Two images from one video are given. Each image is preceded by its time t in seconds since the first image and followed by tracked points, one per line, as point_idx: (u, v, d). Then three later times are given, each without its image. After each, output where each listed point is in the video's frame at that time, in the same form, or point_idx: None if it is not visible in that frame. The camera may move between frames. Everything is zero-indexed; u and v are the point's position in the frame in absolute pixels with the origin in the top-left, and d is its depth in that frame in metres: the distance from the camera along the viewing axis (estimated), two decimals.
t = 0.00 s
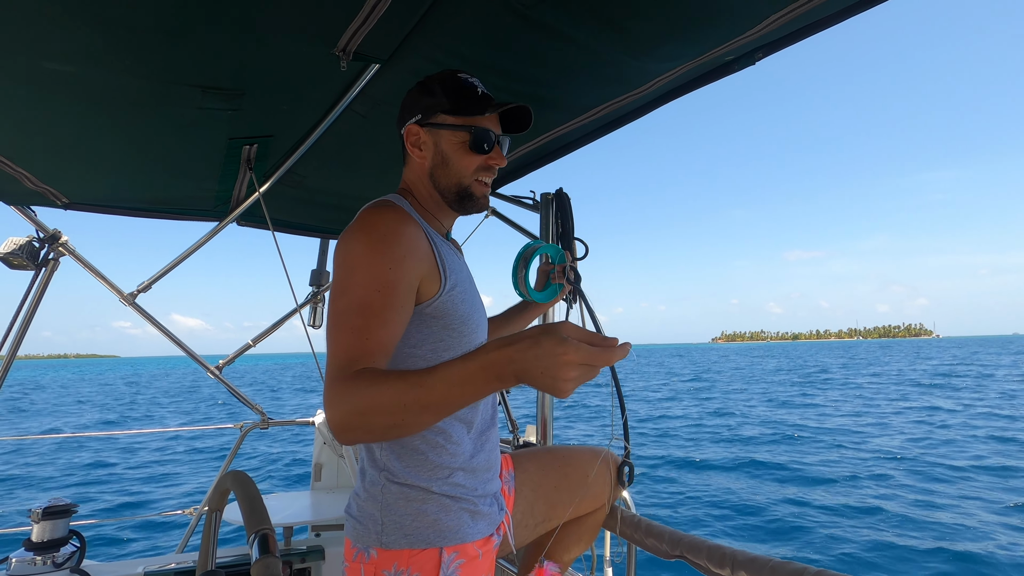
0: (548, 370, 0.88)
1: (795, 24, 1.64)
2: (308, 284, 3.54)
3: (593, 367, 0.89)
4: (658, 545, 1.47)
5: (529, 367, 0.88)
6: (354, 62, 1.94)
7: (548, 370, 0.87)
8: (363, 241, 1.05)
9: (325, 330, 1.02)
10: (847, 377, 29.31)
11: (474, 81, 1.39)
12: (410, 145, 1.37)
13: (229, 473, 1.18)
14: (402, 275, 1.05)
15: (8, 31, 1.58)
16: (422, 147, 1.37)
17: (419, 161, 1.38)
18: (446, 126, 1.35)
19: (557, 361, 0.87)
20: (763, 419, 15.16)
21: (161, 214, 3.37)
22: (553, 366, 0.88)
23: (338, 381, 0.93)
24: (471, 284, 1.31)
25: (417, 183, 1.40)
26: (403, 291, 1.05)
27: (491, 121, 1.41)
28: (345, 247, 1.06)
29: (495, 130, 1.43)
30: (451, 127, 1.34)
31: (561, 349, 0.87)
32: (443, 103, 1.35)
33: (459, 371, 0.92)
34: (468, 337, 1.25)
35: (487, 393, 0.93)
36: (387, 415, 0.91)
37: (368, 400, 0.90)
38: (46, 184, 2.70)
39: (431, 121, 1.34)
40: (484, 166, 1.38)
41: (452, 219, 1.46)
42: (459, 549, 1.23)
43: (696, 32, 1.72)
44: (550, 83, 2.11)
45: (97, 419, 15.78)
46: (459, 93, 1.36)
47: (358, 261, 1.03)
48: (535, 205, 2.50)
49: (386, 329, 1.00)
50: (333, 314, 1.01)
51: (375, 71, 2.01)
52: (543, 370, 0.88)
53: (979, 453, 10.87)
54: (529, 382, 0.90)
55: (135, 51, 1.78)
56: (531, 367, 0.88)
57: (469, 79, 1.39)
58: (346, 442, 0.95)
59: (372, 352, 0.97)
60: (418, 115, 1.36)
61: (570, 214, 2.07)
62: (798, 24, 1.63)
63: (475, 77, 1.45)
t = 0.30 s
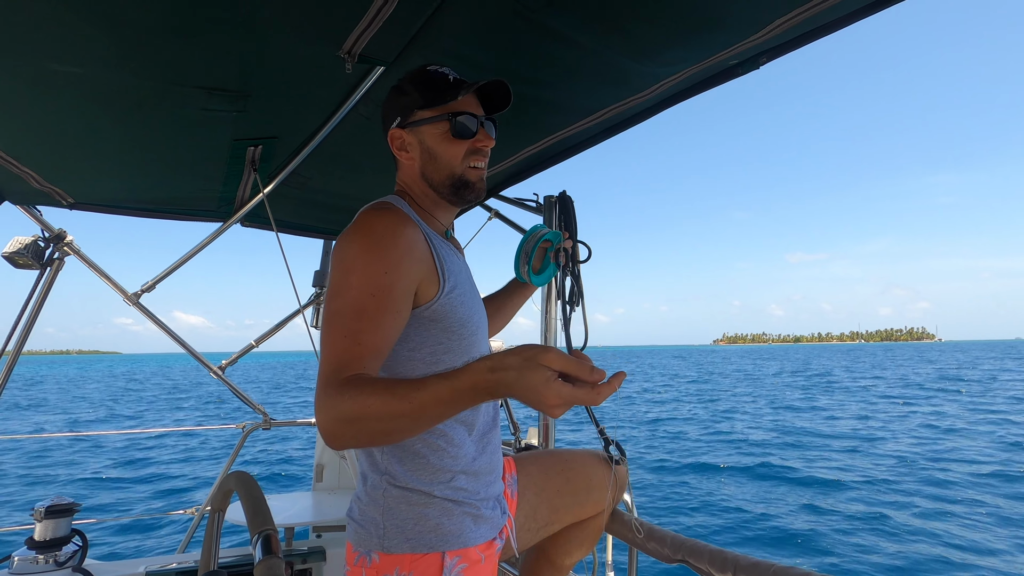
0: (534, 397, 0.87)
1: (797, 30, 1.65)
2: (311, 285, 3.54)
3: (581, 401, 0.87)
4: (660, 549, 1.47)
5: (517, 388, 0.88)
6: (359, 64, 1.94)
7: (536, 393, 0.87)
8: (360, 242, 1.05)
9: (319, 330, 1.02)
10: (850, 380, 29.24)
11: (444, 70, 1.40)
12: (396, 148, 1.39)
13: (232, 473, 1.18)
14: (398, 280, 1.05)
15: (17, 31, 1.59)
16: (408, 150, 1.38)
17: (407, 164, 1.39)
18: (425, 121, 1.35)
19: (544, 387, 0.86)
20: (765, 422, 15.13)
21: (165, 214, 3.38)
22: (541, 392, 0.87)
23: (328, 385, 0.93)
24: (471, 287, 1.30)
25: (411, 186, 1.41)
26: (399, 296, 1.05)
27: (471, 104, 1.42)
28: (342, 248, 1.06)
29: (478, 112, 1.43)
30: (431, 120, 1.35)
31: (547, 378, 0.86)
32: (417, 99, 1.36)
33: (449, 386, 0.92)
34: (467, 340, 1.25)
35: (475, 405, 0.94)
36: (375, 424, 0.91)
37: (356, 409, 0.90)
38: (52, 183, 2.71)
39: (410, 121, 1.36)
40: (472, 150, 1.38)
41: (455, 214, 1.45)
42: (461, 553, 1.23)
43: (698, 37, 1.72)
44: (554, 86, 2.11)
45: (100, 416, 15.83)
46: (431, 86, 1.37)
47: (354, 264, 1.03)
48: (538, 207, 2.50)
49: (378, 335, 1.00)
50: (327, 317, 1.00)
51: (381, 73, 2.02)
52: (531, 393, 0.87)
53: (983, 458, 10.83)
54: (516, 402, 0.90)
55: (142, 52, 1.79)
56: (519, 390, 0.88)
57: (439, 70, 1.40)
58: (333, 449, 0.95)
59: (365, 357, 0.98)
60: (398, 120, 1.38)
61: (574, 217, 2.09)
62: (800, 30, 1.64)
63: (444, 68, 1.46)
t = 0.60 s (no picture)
0: (550, 368, 0.90)
1: (800, 31, 1.64)
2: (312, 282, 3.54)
3: (596, 363, 0.89)
4: (659, 551, 1.47)
5: (531, 361, 0.89)
6: (362, 60, 1.93)
7: (551, 362, 0.89)
8: (357, 242, 1.04)
9: (319, 335, 1.01)
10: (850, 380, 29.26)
11: (431, 62, 1.39)
12: (385, 144, 1.40)
13: (231, 470, 1.19)
14: (398, 277, 1.05)
15: (21, 26, 1.59)
16: (397, 145, 1.38)
17: (397, 158, 1.40)
18: (412, 115, 1.35)
19: (558, 356, 0.88)
20: (765, 422, 15.14)
21: (166, 210, 3.38)
22: (555, 362, 0.89)
23: (338, 387, 0.93)
24: (466, 284, 1.30)
25: (402, 181, 1.42)
26: (399, 294, 1.05)
27: (459, 97, 1.40)
28: (339, 249, 1.05)
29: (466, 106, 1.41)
30: (417, 114, 1.35)
31: (561, 349, 0.88)
32: (403, 94, 1.36)
33: (461, 372, 0.94)
34: (463, 337, 1.25)
35: (489, 386, 0.95)
36: (391, 417, 0.91)
37: (370, 406, 0.91)
38: (54, 178, 2.70)
39: (398, 116, 1.36)
40: (461, 144, 1.36)
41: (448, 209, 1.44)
42: (459, 550, 1.23)
43: (701, 37, 1.71)
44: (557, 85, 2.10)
45: (100, 411, 15.85)
46: (418, 79, 1.36)
47: (353, 265, 1.02)
48: (540, 206, 2.49)
49: (383, 333, 1.01)
50: (329, 320, 1.00)
51: (383, 71, 2.01)
52: (546, 365, 0.89)
53: (983, 459, 10.82)
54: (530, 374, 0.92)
55: (145, 47, 1.78)
56: (533, 362, 0.90)
57: (427, 62, 1.39)
58: (350, 450, 0.95)
59: (370, 356, 0.98)
60: (387, 115, 1.39)
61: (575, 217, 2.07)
62: (802, 30, 1.64)
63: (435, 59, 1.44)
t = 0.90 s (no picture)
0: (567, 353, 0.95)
1: (803, 30, 1.63)
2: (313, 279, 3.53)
3: (608, 349, 0.97)
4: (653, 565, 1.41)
5: (547, 346, 0.94)
6: (364, 58, 1.93)
7: (567, 347, 0.95)
8: (358, 237, 1.04)
9: (321, 331, 1.00)
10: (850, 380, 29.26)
11: (423, 59, 1.38)
12: (383, 140, 1.44)
13: (232, 467, 1.19)
14: (402, 271, 1.05)
15: (24, 23, 1.59)
16: (390, 141, 1.42)
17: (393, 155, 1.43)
18: (397, 113, 1.36)
19: (574, 341, 0.95)
20: (764, 421, 15.16)
21: (167, 206, 3.37)
22: (570, 347, 0.95)
23: (349, 380, 0.93)
24: (463, 278, 1.29)
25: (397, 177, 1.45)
26: (403, 287, 1.04)
27: (441, 94, 1.36)
28: (340, 244, 1.04)
29: (452, 104, 1.36)
30: (399, 112, 1.35)
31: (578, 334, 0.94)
32: (392, 91, 1.38)
33: (476, 361, 0.95)
34: (459, 333, 1.24)
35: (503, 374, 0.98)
36: (408, 407, 0.92)
37: (386, 398, 0.91)
38: (55, 174, 2.70)
39: (388, 113, 1.39)
40: (440, 143, 1.33)
41: (439, 208, 1.41)
42: (444, 548, 1.23)
43: (704, 35, 1.70)
44: (560, 83, 2.09)
45: (100, 406, 15.85)
46: (405, 76, 1.37)
47: (359, 260, 1.01)
48: (541, 204, 2.49)
49: (389, 326, 1.00)
50: (333, 316, 0.99)
51: (384, 69, 2.01)
52: (561, 350, 0.95)
53: (982, 459, 10.83)
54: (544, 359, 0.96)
55: (147, 44, 1.78)
56: (549, 350, 0.95)
57: (420, 59, 1.39)
58: (362, 442, 0.94)
59: (378, 350, 0.97)
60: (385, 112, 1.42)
61: (577, 215, 2.06)
62: (806, 29, 1.63)
63: (437, 54, 1.42)
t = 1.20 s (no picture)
0: (562, 380, 0.96)
1: (812, 31, 1.62)
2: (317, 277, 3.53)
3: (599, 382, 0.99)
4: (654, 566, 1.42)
5: (542, 371, 0.95)
6: (370, 57, 1.93)
7: (561, 376, 0.96)
8: (366, 234, 1.04)
9: (321, 320, 1.00)
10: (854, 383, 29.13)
11: (452, 62, 1.36)
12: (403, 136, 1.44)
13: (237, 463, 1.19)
14: (405, 272, 1.04)
15: (32, 19, 1.59)
16: (409, 138, 1.42)
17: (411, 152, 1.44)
18: (418, 113, 1.36)
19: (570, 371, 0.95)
20: (767, 423, 15.13)
21: (172, 204, 3.38)
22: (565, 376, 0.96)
23: (342, 376, 0.93)
24: (470, 280, 1.28)
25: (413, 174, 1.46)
26: (406, 288, 1.04)
27: (463, 99, 1.36)
28: (347, 239, 1.04)
29: (473, 112, 1.36)
30: (420, 112, 1.35)
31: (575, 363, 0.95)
32: (416, 90, 1.38)
33: (469, 373, 0.96)
34: (461, 335, 1.23)
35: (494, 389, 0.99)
36: (397, 411, 0.93)
37: (375, 398, 0.91)
38: (62, 171, 2.71)
39: (410, 111, 1.39)
40: (455, 149, 1.33)
41: (450, 210, 1.42)
42: (429, 547, 1.22)
43: (711, 35, 1.70)
44: (566, 83, 2.09)
45: (102, 403, 15.89)
46: (431, 78, 1.36)
47: (363, 257, 1.01)
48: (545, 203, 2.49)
49: (388, 325, 1.00)
50: (334, 308, 0.99)
51: (390, 68, 2.01)
52: (555, 376, 0.96)
53: (986, 465, 10.78)
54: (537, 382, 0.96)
55: (154, 42, 1.78)
56: (544, 374, 0.96)
57: (449, 61, 1.37)
58: (347, 435, 0.95)
59: (375, 349, 0.98)
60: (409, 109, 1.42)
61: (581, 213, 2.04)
62: (815, 30, 1.62)
63: (466, 58, 1.41)
